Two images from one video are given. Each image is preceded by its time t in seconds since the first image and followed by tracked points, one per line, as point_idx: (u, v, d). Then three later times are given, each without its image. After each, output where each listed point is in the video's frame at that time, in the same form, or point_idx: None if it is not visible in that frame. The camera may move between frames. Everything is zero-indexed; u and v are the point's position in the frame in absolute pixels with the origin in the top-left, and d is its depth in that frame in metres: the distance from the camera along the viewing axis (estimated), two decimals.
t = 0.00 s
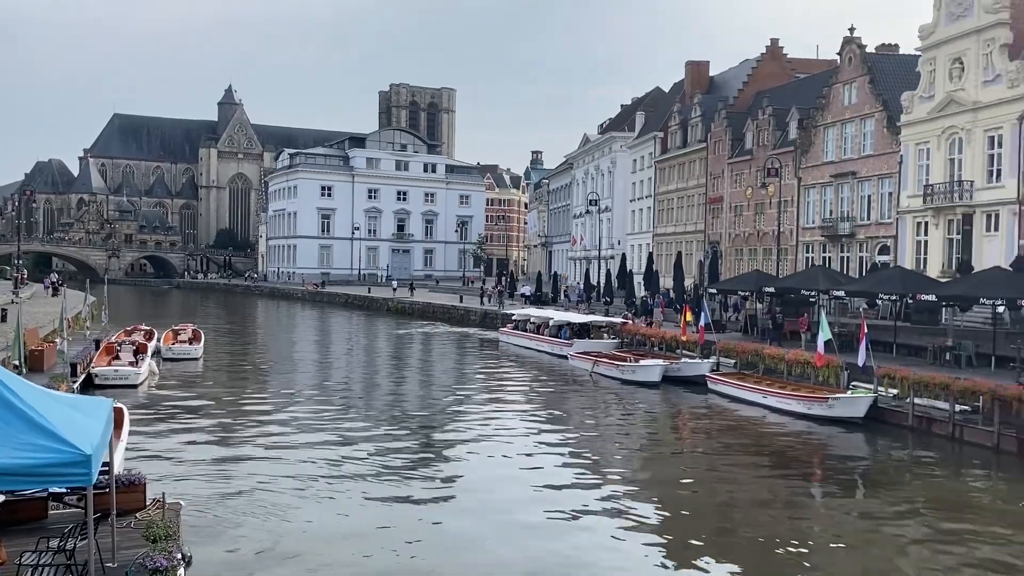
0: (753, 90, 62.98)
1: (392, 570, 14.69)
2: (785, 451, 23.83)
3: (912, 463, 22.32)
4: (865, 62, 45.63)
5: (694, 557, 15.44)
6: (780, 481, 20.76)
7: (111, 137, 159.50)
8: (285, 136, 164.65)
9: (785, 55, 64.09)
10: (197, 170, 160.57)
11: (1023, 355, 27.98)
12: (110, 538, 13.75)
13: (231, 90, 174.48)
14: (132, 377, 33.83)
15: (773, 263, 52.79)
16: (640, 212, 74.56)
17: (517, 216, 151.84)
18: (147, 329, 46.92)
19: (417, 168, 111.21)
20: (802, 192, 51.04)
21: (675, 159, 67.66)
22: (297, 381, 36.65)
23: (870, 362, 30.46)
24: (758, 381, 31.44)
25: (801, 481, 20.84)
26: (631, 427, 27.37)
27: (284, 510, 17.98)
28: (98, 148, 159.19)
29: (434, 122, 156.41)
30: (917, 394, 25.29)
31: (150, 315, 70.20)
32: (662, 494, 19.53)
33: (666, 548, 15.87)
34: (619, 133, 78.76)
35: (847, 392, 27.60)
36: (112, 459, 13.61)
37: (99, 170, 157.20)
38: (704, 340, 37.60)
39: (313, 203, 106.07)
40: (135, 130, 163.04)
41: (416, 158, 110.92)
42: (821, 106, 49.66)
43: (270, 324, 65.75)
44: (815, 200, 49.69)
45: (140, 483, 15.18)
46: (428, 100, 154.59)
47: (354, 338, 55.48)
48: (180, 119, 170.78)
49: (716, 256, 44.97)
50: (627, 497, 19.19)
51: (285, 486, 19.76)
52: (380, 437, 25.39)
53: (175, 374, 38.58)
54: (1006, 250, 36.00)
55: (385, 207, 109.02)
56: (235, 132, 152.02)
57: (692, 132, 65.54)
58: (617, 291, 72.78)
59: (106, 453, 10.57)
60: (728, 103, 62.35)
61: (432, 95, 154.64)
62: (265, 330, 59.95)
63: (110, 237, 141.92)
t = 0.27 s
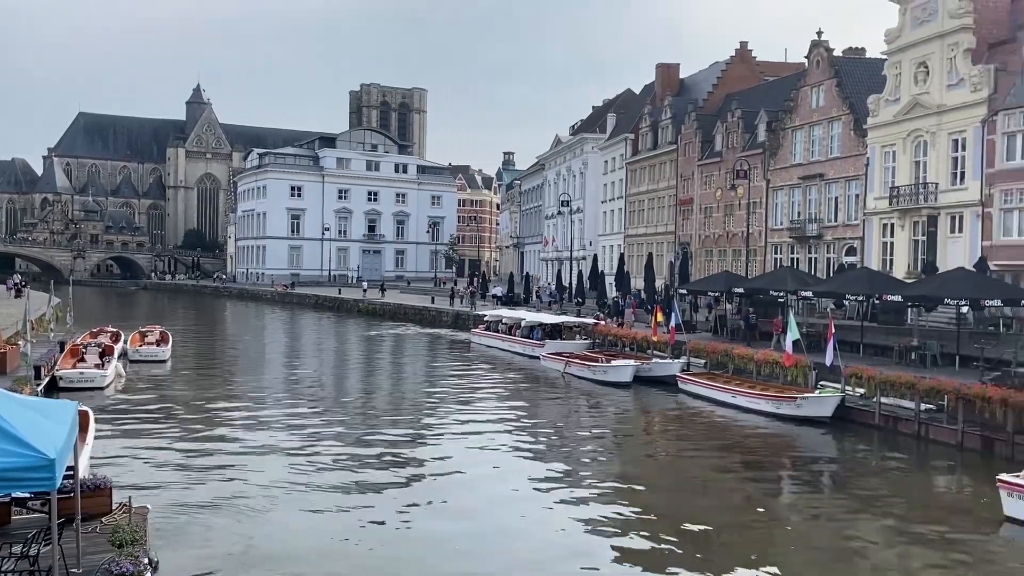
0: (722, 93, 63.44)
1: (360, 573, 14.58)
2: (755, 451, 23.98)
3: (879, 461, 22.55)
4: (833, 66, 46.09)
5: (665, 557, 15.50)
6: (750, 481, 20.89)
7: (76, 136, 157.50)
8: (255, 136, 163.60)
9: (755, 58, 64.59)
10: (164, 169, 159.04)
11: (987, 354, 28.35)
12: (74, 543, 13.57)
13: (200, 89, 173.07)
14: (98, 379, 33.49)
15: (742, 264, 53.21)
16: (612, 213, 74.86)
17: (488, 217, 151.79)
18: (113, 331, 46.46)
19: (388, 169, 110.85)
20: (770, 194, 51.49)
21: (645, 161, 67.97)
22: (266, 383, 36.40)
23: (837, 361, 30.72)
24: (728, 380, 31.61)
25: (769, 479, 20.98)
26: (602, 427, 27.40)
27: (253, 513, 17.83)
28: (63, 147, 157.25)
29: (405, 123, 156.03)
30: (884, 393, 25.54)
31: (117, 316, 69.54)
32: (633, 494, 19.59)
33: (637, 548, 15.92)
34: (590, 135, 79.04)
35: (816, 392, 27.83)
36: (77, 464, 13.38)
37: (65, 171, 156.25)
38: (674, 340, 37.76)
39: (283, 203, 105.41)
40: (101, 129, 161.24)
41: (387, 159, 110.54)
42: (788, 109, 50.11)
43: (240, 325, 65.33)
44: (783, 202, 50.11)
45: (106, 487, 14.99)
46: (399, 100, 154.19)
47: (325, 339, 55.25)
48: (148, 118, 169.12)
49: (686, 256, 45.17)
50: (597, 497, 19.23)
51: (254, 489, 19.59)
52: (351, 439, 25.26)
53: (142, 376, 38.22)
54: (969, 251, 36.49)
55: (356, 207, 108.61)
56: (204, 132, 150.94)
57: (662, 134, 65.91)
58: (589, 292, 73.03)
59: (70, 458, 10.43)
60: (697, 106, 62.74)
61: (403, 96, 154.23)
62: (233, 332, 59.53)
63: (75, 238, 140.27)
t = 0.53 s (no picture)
0: (694, 95, 63.90)
1: None
2: (726, 451, 24.20)
3: (848, 460, 22.85)
4: (803, 70, 46.59)
5: (635, 557, 15.64)
6: (721, 481, 21.08)
7: (43, 136, 155.64)
8: (226, 136, 162.45)
9: (726, 61, 65.09)
10: (133, 170, 157.45)
11: (953, 354, 28.76)
12: (41, 550, 13.48)
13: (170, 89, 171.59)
14: (65, 383, 33.17)
15: (714, 265, 53.59)
16: (585, 215, 75.09)
17: (462, 219, 151.67)
18: (80, 333, 45.98)
19: (361, 170, 110.51)
20: (741, 197, 51.91)
21: (618, 163, 68.28)
22: (237, 386, 36.22)
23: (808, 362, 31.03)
24: (699, 381, 31.86)
25: (741, 480, 21.16)
26: (575, 429, 27.50)
27: (225, 517, 17.77)
28: (29, 147, 155.32)
29: (378, 124, 155.60)
30: (853, 393, 25.84)
31: (84, 318, 68.70)
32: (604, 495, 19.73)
33: (608, 549, 16.04)
34: (563, 137, 79.26)
35: (786, 392, 28.12)
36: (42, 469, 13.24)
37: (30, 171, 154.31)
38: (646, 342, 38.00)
39: (254, 204, 104.79)
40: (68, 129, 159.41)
41: (360, 160, 110.19)
42: (759, 112, 50.56)
43: (209, 327, 64.80)
44: (753, 204, 50.55)
45: (73, 493, 14.90)
46: (372, 101, 153.75)
47: (296, 342, 54.99)
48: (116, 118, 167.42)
49: (659, 258, 45.38)
50: (570, 499, 19.34)
51: (225, 494, 19.52)
52: (324, 442, 25.19)
53: (110, 379, 37.87)
54: (936, 253, 36.99)
55: (328, 209, 108.19)
56: (173, 132, 149.78)
57: (635, 137, 66.22)
58: (562, 293, 73.22)
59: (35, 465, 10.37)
60: (670, 108, 63.12)
61: (376, 97, 153.82)
62: (204, 334, 59.10)
63: (42, 240, 138.55)
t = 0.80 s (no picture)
0: (668, 99, 64.34)
1: None
2: (699, 453, 24.42)
3: (819, 461, 23.15)
4: (775, 75, 47.06)
5: (609, 560, 15.80)
6: (695, 482, 21.29)
7: (10, 138, 153.83)
8: (198, 139, 161.31)
9: (699, 66, 65.57)
10: (103, 172, 155.90)
11: (923, 356, 29.19)
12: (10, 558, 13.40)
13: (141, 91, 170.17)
14: (33, 389, 32.88)
15: (688, 268, 53.95)
16: (560, 218, 75.31)
17: (437, 222, 151.55)
18: (49, 338, 45.55)
19: (335, 173, 110.17)
20: (714, 200, 52.32)
21: (592, 166, 68.54)
22: (209, 390, 36.06)
23: (780, 364, 31.38)
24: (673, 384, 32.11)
25: (714, 482, 21.40)
26: (550, 432, 27.63)
27: (199, 523, 17.74)
28: None
29: (352, 127, 155.21)
30: (824, 395, 26.17)
31: (52, 322, 67.96)
32: (579, 498, 19.89)
33: (581, 552, 16.18)
34: (538, 141, 79.49)
35: (758, 394, 28.42)
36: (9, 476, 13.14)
37: None
38: (621, 345, 38.23)
39: (226, 207, 104.23)
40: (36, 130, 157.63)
41: (334, 163, 109.86)
42: (732, 116, 50.99)
43: (181, 331, 64.29)
44: (726, 208, 50.97)
45: (42, 499, 14.82)
46: (346, 104, 153.33)
47: (269, 345, 54.75)
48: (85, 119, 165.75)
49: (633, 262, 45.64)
50: (544, 502, 19.47)
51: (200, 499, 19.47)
52: (299, 446, 25.17)
53: (79, 384, 37.53)
54: (905, 256, 37.50)
55: (301, 212, 107.79)
56: (144, 134, 148.68)
57: (610, 141, 66.52)
58: (537, 296, 73.40)
59: None
60: (643, 113, 63.48)
61: (350, 99, 153.44)
62: (175, 338, 58.69)
63: (10, 243, 136.86)
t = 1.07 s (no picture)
0: (644, 105, 64.70)
1: None
2: (674, 457, 24.56)
3: (793, 465, 23.35)
4: (749, 81, 47.45)
5: (581, 564, 15.91)
6: (669, 487, 21.42)
7: None
8: (172, 143, 160.35)
9: (674, 72, 66.03)
10: (75, 176, 154.59)
11: (895, 360, 29.50)
12: None
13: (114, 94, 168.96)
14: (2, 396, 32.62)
15: (664, 273, 54.25)
16: (536, 223, 75.53)
17: (414, 227, 151.35)
18: (20, 343, 45.14)
19: (312, 177, 109.79)
20: (690, 205, 52.67)
21: (569, 171, 68.78)
22: (183, 396, 35.92)
23: (754, 368, 31.61)
24: (649, 388, 32.27)
25: (688, 486, 21.55)
26: (525, 437, 27.69)
27: (172, 531, 17.68)
28: None
29: (328, 131, 154.79)
30: (798, 399, 26.40)
31: (23, 327, 67.39)
32: (554, 503, 19.97)
33: (555, 557, 16.28)
34: (515, 145, 79.70)
35: (733, 398, 28.62)
36: None
37: None
38: (597, 350, 38.38)
39: (201, 212, 103.75)
40: (7, 134, 156.23)
41: (310, 168, 109.50)
42: (707, 122, 51.36)
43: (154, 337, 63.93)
44: (702, 213, 51.31)
45: (12, 509, 14.73)
46: (322, 108, 152.91)
47: (244, 350, 54.54)
48: (57, 123, 164.51)
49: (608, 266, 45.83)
50: (520, 507, 19.54)
51: (173, 506, 19.40)
52: (274, 452, 25.11)
53: (51, 391, 37.26)
54: (877, 260, 37.89)
55: (277, 217, 107.41)
56: (117, 138, 147.69)
57: (586, 146, 66.82)
58: (513, 301, 73.50)
59: None
60: (619, 118, 63.80)
61: (326, 104, 153.03)
62: (148, 343, 58.39)
63: None
